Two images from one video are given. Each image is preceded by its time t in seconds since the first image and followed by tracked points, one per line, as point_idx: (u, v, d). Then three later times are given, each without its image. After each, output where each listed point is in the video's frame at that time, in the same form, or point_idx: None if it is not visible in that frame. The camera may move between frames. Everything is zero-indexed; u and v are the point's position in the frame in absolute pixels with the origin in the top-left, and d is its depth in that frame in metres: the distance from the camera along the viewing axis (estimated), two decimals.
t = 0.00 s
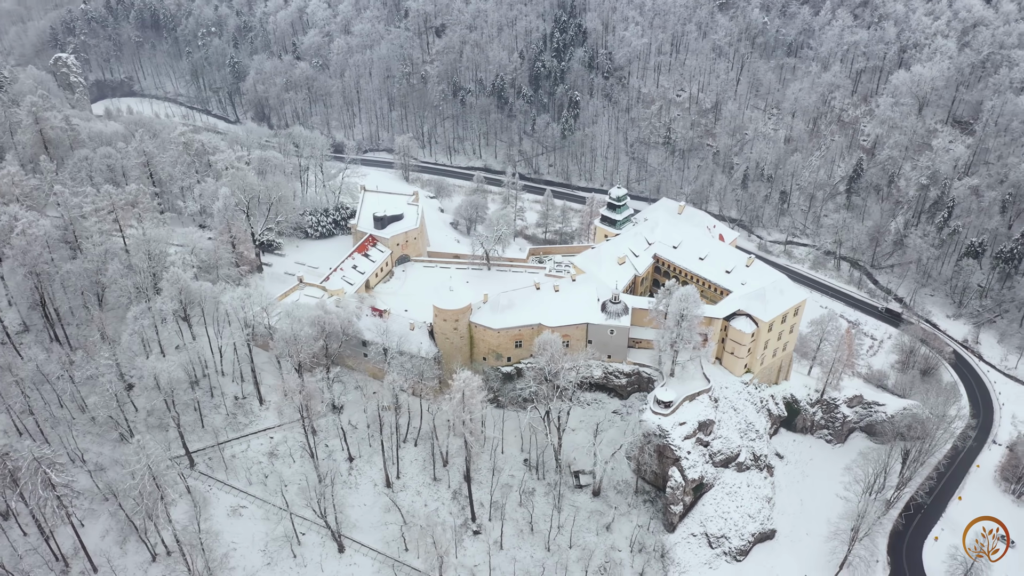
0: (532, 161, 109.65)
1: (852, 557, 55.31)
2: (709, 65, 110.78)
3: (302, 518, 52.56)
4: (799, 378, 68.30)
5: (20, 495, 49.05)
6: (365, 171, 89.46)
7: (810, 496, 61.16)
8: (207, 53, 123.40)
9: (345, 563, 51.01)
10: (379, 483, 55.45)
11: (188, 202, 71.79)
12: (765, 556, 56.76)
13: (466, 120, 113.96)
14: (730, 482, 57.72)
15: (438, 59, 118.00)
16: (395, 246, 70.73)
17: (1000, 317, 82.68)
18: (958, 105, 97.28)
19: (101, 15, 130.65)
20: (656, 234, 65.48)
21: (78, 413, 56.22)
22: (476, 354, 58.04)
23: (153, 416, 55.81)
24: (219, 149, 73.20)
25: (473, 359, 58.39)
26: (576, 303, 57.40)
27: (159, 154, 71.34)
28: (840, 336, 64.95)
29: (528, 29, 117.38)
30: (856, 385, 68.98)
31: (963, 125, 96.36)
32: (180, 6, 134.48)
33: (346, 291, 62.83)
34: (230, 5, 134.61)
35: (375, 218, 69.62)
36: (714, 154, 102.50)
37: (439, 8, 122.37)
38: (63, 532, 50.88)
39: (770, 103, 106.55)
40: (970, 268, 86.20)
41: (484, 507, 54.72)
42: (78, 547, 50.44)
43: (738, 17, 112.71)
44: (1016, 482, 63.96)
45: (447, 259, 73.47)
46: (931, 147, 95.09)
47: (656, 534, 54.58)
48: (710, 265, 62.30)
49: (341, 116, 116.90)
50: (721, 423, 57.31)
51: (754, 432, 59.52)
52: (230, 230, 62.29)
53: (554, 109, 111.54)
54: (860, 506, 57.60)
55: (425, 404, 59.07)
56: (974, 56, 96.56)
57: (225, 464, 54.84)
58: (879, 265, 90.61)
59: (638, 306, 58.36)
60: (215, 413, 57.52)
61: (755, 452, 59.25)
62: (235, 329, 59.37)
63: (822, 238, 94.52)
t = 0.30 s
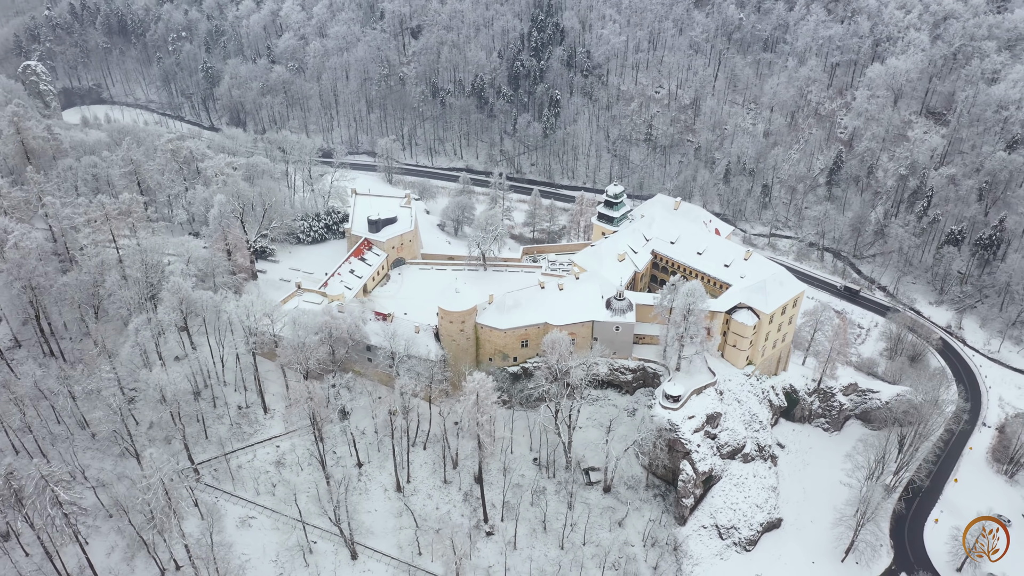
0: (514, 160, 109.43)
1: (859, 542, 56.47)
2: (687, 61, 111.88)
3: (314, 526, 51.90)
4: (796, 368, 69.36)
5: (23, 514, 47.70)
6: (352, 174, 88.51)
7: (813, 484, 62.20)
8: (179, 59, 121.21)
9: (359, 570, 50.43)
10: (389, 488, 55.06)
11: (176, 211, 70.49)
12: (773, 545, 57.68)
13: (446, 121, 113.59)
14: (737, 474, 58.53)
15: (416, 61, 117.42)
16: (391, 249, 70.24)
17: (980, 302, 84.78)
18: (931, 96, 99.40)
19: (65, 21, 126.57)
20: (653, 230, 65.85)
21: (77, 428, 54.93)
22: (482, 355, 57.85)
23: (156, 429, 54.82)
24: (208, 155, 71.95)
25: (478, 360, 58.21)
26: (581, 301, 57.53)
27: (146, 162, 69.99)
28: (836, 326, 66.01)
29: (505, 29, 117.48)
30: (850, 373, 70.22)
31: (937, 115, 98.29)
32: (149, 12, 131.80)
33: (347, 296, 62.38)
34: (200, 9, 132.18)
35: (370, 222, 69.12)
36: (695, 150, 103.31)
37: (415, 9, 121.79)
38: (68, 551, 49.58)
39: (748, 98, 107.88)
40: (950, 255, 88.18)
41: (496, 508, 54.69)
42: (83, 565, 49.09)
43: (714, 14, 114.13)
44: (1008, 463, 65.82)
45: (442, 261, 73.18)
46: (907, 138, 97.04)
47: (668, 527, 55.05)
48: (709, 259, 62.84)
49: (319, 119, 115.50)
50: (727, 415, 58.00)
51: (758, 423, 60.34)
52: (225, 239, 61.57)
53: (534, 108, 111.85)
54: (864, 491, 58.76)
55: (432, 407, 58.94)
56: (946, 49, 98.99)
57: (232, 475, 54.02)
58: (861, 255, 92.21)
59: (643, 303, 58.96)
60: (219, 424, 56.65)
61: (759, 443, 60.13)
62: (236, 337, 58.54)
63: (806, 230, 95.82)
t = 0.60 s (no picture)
0: (496, 160, 109.24)
1: (864, 526, 57.58)
2: (664, 58, 112.91)
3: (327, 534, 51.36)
4: (792, 359, 70.44)
5: (30, 535, 46.40)
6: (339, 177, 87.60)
7: (815, 472, 63.24)
8: (150, 65, 118.90)
9: None
10: (400, 493, 54.75)
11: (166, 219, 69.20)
12: (780, 534, 58.57)
13: (426, 122, 113.15)
14: (744, 465, 59.28)
15: (393, 63, 116.74)
16: (387, 253, 69.81)
17: (961, 288, 86.89)
18: (905, 88, 101.42)
19: (29, 28, 121.34)
20: (650, 227, 66.42)
21: (79, 445, 53.72)
22: (488, 356, 57.75)
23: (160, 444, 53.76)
24: (198, 163, 70.64)
25: (484, 361, 58.12)
26: (586, 299, 57.80)
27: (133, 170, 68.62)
28: (831, 315, 67.19)
29: (482, 30, 117.58)
30: (843, 362, 71.50)
31: (911, 107, 100.41)
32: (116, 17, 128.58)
33: (347, 301, 61.82)
34: (170, 13, 129.50)
35: (365, 226, 68.69)
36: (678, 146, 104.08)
37: (390, 10, 121.00)
38: (77, 570, 48.32)
39: (726, 94, 109.15)
40: (930, 243, 90.13)
41: (508, 508, 54.76)
42: None
43: (691, 11, 115.43)
44: (999, 444, 67.57)
45: (437, 263, 73.00)
46: (883, 129, 98.79)
47: (679, 521, 55.60)
48: (707, 254, 63.45)
49: (297, 124, 114.04)
50: (733, 407, 58.70)
51: (761, 413, 61.17)
52: (222, 246, 60.71)
53: (514, 108, 112.08)
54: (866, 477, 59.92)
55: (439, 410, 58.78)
56: (918, 42, 101.36)
57: (240, 486, 53.24)
58: (843, 246, 93.82)
59: (646, 299, 59.52)
60: (224, 435, 55.83)
61: (763, 433, 61.02)
62: (238, 345, 57.73)
63: (789, 222, 97.18)
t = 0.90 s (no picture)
0: (478, 161, 108.87)
1: (868, 512, 58.70)
2: (643, 56, 113.82)
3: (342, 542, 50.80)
4: (788, 350, 71.48)
5: (41, 556, 45.16)
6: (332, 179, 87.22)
7: (817, 460, 64.32)
8: (121, 71, 116.51)
9: None
10: (412, 497, 54.46)
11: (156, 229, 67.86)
12: (787, 523, 59.48)
13: (407, 124, 112.66)
14: (749, 456, 60.10)
15: (371, 65, 115.96)
16: (383, 256, 69.44)
17: (943, 276, 88.83)
18: (879, 80, 103.49)
19: None
20: (647, 223, 66.91)
21: (82, 462, 52.47)
22: (495, 357, 57.73)
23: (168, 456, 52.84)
24: (187, 171, 69.46)
25: (491, 362, 58.11)
26: (590, 297, 58.07)
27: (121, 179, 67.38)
28: (825, 306, 68.37)
29: (460, 30, 117.57)
30: (837, 352, 72.73)
31: (886, 99, 102.36)
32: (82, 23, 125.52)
33: (348, 306, 61.49)
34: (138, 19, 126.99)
35: (361, 230, 68.19)
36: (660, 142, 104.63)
37: (366, 12, 120.24)
38: None
39: (705, 89, 110.41)
40: (911, 232, 91.92)
41: (521, 508, 54.80)
42: None
43: (668, 8, 116.94)
44: (990, 426, 69.28)
45: (433, 265, 72.80)
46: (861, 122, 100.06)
47: (690, 513, 56.15)
48: (705, 248, 64.08)
49: (276, 129, 112.53)
50: (738, 400, 59.47)
51: (764, 405, 62.05)
52: (219, 254, 59.87)
53: (495, 108, 112.17)
54: (868, 463, 61.12)
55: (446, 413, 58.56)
56: (892, 35, 103.42)
57: (250, 496, 52.45)
58: (826, 236, 95.27)
59: (649, 295, 60.02)
60: (231, 445, 55.03)
61: (767, 424, 61.91)
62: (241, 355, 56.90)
63: (772, 214, 98.26)
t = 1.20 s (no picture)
0: (460, 161, 108.66)
1: (870, 497, 59.89)
2: (621, 53, 114.59)
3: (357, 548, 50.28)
4: (783, 340, 72.46)
5: None
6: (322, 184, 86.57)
7: (818, 449, 65.41)
8: (91, 79, 114.03)
9: None
10: (425, 500, 54.20)
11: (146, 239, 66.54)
12: (793, 511, 60.40)
13: (387, 126, 112.02)
14: (755, 447, 60.92)
15: (348, 67, 115.00)
16: (379, 260, 68.93)
17: (924, 264, 90.56)
18: (854, 74, 105.65)
19: None
20: (644, 219, 67.30)
21: (85, 479, 51.26)
22: (501, 357, 57.71)
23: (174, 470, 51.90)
24: (178, 179, 68.28)
25: (498, 362, 58.07)
26: (594, 294, 58.32)
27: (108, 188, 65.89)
28: (818, 297, 69.51)
29: (438, 31, 117.30)
30: (829, 341, 73.96)
31: (861, 92, 104.57)
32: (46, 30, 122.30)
33: (349, 311, 60.96)
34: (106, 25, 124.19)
35: (357, 234, 67.61)
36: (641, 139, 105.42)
37: (342, 15, 119.27)
38: None
39: (683, 86, 111.54)
40: (892, 221, 93.23)
41: (534, 507, 54.84)
42: None
43: (645, 6, 118.19)
44: (980, 409, 71.01)
45: (428, 267, 72.48)
46: (837, 114, 102.44)
47: (700, 506, 56.69)
48: (702, 243, 64.68)
49: (254, 134, 110.97)
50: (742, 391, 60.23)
51: (767, 396, 62.92)
52: (218, 263, 58.94)
53: (476, 108, 111.96)
54: (868, 450, 62.31)
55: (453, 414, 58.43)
56: (866, 29, 106.85)
57: (259, 507, 51.65)
58: (808, 228, 96.74)
59: (652, 291, 60.59)
60: (238, 456, 54.22)
61: (770, 415, 62.80)
62: (246, 364, 56.17)
63: (755, 207, 99.48)
